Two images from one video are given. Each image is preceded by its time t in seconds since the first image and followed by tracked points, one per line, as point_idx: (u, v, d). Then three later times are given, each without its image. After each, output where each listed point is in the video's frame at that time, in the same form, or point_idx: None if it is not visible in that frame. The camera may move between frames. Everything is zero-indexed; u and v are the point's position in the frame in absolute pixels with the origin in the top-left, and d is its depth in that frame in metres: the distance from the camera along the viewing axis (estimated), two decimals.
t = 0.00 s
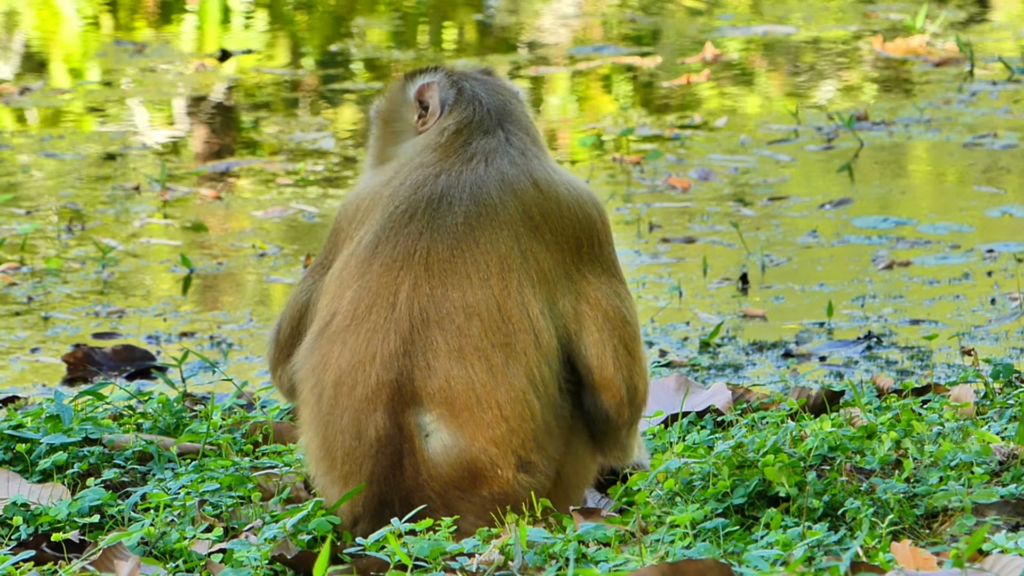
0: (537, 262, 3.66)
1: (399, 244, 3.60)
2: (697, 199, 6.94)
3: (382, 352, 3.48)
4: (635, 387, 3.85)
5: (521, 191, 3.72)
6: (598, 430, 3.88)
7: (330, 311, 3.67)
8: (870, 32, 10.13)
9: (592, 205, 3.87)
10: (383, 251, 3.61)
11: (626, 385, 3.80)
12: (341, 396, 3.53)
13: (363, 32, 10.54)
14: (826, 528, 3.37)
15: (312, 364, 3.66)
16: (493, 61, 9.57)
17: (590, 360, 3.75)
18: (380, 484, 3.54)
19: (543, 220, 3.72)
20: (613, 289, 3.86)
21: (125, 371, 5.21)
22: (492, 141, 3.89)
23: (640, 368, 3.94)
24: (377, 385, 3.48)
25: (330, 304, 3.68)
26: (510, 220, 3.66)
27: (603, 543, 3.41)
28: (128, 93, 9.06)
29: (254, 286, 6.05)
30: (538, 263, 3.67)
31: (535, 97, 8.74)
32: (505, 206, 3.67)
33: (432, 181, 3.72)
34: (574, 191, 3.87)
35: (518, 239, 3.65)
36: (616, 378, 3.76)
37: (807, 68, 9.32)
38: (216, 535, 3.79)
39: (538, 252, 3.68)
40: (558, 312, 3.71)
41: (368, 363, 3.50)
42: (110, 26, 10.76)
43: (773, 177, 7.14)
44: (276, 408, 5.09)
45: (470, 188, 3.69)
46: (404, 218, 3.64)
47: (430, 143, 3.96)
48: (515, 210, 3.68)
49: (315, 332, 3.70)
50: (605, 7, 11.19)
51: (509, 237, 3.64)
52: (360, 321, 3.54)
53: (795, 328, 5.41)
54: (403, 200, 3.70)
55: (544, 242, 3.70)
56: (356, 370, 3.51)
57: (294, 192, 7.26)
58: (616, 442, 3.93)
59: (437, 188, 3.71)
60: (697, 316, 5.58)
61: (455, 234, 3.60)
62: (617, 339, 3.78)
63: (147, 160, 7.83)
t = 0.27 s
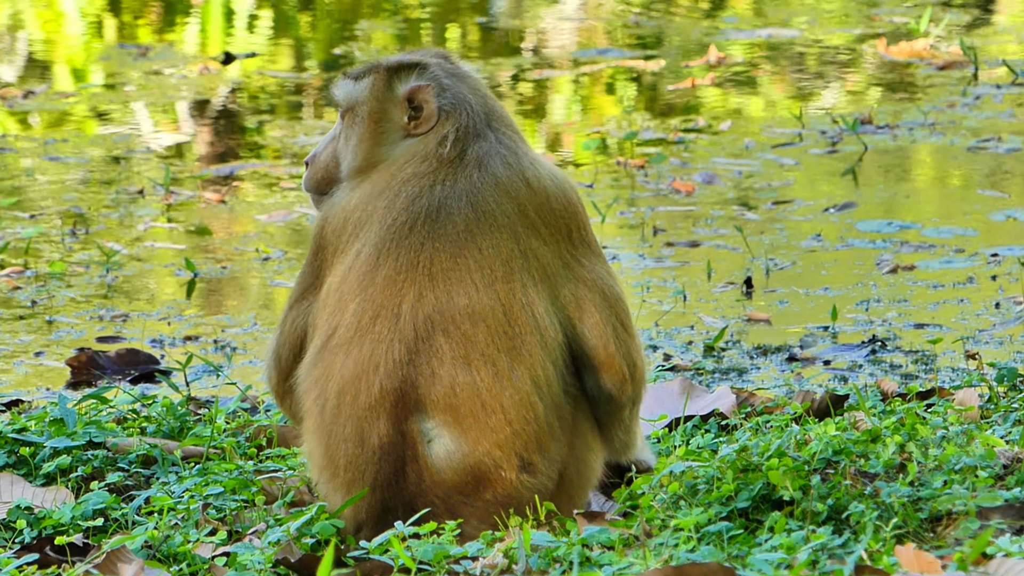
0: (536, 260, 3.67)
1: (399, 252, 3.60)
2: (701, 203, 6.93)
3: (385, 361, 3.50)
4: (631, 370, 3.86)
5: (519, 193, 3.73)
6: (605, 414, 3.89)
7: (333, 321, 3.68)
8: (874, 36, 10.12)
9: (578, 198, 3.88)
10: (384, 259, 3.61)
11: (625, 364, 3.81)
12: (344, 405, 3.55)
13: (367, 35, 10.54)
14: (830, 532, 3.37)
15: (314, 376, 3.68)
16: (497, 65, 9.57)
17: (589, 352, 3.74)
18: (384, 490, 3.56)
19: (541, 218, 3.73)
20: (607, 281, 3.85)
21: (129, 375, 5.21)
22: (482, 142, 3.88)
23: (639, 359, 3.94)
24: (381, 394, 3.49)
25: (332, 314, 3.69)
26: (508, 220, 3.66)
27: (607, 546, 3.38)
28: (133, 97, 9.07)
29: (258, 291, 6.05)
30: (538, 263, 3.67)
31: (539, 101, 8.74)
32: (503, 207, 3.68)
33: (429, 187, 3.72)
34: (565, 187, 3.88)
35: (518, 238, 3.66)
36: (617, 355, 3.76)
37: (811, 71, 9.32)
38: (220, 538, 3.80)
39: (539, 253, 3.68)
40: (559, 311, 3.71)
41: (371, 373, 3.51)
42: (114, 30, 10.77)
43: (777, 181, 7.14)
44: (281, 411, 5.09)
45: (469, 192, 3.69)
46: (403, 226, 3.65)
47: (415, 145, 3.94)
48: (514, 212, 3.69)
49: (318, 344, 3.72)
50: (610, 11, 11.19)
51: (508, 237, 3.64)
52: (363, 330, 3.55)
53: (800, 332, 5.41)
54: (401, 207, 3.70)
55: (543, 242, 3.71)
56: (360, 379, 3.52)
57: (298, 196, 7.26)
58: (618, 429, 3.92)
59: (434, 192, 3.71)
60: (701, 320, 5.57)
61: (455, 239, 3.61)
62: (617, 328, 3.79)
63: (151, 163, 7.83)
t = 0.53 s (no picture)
0: (538, 260, 3.68)
1: (402, 255, 3.59)
2: (707, 206, 6.93)
3: (391, 366, 3.49)
4: (637, 368, 3.87)
5: (519, 194, 3.73)
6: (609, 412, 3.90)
7: (337, 326, 3.67)
8: (880, 39, 10.11)
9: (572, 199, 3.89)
10: (387, 263, 3.61)
11: (628, 359, 3.83)
12: (350, 410, 3.55)
13: (373, 37, 10.53)
14: (836, 536, 3.37)
15: (320, 382, 3.68)
16: (504, 69, 9.56)
17: (590, 350, 3.76)
18: (390, 494, 3.58)
19: (539, 216, 3.75)
20: (608, 281, 3.88)
21: (134, 378, 5.21)
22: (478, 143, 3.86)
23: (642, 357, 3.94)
24: (387, 399, 3.49)
25: (336, 319, 3.68)
26: (508, 220, 3.67)
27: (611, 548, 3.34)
28: (138, 100, 9.06)
29: (264, 294, 6.04)
30: (540, 264, 3.68)
31: (545, 104, 8.74)
32: (504, 208, 3.69)
33: (430, 190, 3.71)
34: (562, 187, 3.89)
35: (519, 238, 3.67)
36: (622, 353, 3.78)
37: (817, 74, 9.32)
38: (225, 542, 3.78)
39: (541, 253, 3.69)
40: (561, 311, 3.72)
41: (376, 378, 3.51)
42: (120, 33, 10.77)
43: (782, 184, 7.14)
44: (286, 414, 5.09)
45: (470, 195, 3.68)
46: (405, 229, 3.64)
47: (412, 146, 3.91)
48: (514, 212, 3.70)
49: (323, 350, 3.72)
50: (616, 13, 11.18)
51: (510, 238, 3.65)
52: (367, 335, 3.55)
53: (806, 335, 5.41)
54: (402, 210, 3.69)
55: (544, 242, 3.72)
56: (365, 384, 3.52)
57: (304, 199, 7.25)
58: (622, 424, 3.93)
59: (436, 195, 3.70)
60: (707, 323, 5.57)
61: (458, 242, 3.60)
62: (620, 324, 3.81)
63: (157, 166, 7.83)
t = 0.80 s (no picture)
0: (554, 265, 3.82)
1: (421, 265, 3.73)
2: (728, 211, 6.94)
3: (412, 372, 3.62)
4: (661, 362, 3.98)
5: (533, 203, 3.87)
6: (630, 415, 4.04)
7: (357, 334, 3.79)
8: (900, 45, 10.10)
9: (593, 201, 4.04)
10: (407, 273, 3.74)
11: (651, 355, 3.93)
12: (372, 416, 3.68)
13: (394, 42, 10.51)
14: (855, 540, 3.40)
15: (340, 388, 3.80)
16: (524, 74, 9.57)
17: (609, 351, 3.88)
18: (411, 498, 3.70)
19: (554, 223, 3.89)
20: (626, 283, 4.00)
21: (156, 381, 5.22)
22: (488, 155, 4.00)
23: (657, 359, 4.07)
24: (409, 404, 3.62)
25: (355, 327, 3.81)
26: (525, 227, 3.81)
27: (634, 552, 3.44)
28: (159, 105, 9.08)
29: (286, 297, 6.04)
30: (556, 270, 3.82)
31: (566, 108, 8.75)
32: (520, 215, 3.83)
33: (445, 203, 3.85)
34: (579, 194, 4.02)
35: (536, 245, 3.81)
36: (643, 349, 3.89)
37: (838, 79, 9.32)
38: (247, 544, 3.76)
39: (557, 259, 3.83)
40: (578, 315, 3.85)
41: (398, 384, 3.64)
42: (140, 37, 10.79)
43: (802, 190, 7.15)
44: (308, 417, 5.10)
45: (485, 204, 3.83)
46: (423, 240, 3.78)
47: (426, 160, 4.05)
48: (529, 219, 3.84)
49: (342, 357, 3.84)
50: (636, 18, 11.17)
51: (527, 244, 3.79)
52: (388, 343, 3.68)
53: (825, 341, 5.43)
54: (419, 222, 3.83)
55: (560, 248, 3.86)
56: (387, 391, 3.65)
57: (325, 203, 7.23)
58: (637, 423, 4.05)
59: (453, 207, 3.84)
60: (727, 328, 5.59)
61: (475, 251, 3.74)
62: (640, 322, 3.92)
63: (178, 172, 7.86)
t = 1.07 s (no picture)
0: (559, 263, 3.69)
1: (420, 270, 3.61)
2: (745, 220, 6.93)
3: (418, 382, 3.51)
4: (660, 377, 3.86)
5: (533, 199, 3.74)
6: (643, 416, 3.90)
7: (360, 344, 3.67)
8: (920, 53, 10.04)
9: (600, 195, 3.89)
10: (408, 280, 3.61)
11: (648, 363, 3.77)
12: (379, 428, 3.56)
13: (411, 50, 10.51)
14: (872, 550, 3.37)
15: (348, 399, 3.68)
16: (541, 82, 9.55)
17: (611, 356, 3.75)
18: (425, 510, 3.57)
19: (557, 219, 3.74)
20: (631, 285, 3.85)
21: (171, 390, 5.21)
22: (486, 151, 3.85)
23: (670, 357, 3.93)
24: (415, 414, 3.51)
25: (359, 335, 3.69)
26: (528, 225, 3.68)
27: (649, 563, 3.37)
28: (176, 111, 9.07)
29: (301, 306, 6.04)
30: (559, 268, 3.69)
31: (583, 118, 8.74)
32: (521, 213, 3.70)
33: (443, 203, 3.72)
34: (584, 186, 3.88)
35: (539, 243, 3.68)
36: (636, 361, 3.74)
37: (856, 88, 9.30)
38: (261, 554, 3.79)
39: (559, 256, 3.70)
40: (583, 315, 3.73)
41: (404, 394, 3.52)
42: (158, 44, 10.80)
43: (820, 199, 7.13)
44: (323, 427, 5.08)
45: (483, 203, 3.70)
46: (423, 243, 3.65)
47: (424, 162, 3.91)
48: (529, 216, 3.70)
49: (347, 367, 3.72)
50: (654, 24, 11.14)
51: (530, 243, 3.66)
52: (393, 353, 3.56)
53: (843, 350, 5.41)
54: (417, 225, 3.70)
55: (563, 245, 3.73)
56: (393, 401, 3.53)
57: (342, 211, 7.24)
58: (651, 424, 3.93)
59: (452, 209, 3.70)
60: (744, 337, 5.58)
61: (475, 252, 3.61)
62: (638, 326, 3.77)
63: (195, 178, 7.85)
